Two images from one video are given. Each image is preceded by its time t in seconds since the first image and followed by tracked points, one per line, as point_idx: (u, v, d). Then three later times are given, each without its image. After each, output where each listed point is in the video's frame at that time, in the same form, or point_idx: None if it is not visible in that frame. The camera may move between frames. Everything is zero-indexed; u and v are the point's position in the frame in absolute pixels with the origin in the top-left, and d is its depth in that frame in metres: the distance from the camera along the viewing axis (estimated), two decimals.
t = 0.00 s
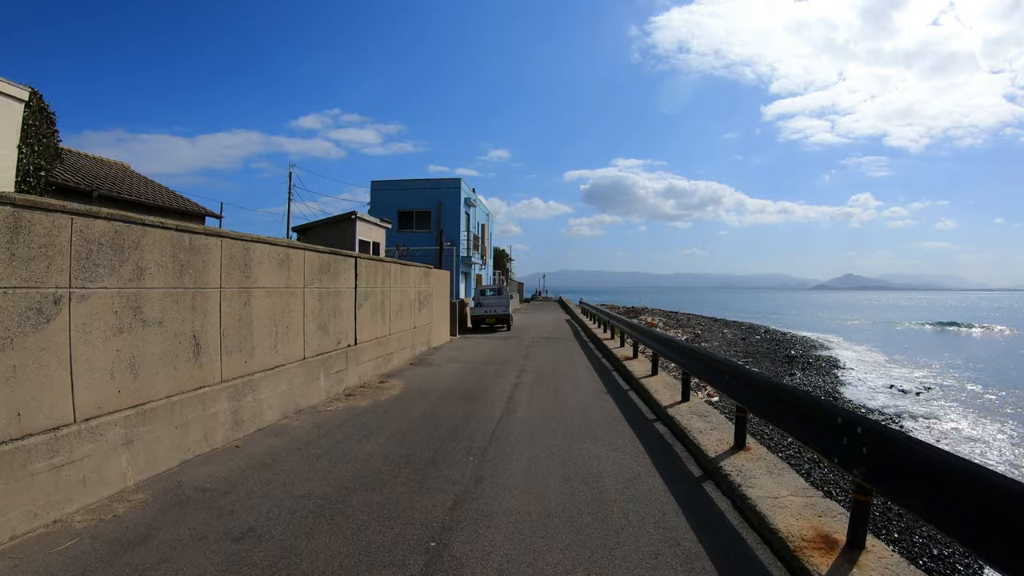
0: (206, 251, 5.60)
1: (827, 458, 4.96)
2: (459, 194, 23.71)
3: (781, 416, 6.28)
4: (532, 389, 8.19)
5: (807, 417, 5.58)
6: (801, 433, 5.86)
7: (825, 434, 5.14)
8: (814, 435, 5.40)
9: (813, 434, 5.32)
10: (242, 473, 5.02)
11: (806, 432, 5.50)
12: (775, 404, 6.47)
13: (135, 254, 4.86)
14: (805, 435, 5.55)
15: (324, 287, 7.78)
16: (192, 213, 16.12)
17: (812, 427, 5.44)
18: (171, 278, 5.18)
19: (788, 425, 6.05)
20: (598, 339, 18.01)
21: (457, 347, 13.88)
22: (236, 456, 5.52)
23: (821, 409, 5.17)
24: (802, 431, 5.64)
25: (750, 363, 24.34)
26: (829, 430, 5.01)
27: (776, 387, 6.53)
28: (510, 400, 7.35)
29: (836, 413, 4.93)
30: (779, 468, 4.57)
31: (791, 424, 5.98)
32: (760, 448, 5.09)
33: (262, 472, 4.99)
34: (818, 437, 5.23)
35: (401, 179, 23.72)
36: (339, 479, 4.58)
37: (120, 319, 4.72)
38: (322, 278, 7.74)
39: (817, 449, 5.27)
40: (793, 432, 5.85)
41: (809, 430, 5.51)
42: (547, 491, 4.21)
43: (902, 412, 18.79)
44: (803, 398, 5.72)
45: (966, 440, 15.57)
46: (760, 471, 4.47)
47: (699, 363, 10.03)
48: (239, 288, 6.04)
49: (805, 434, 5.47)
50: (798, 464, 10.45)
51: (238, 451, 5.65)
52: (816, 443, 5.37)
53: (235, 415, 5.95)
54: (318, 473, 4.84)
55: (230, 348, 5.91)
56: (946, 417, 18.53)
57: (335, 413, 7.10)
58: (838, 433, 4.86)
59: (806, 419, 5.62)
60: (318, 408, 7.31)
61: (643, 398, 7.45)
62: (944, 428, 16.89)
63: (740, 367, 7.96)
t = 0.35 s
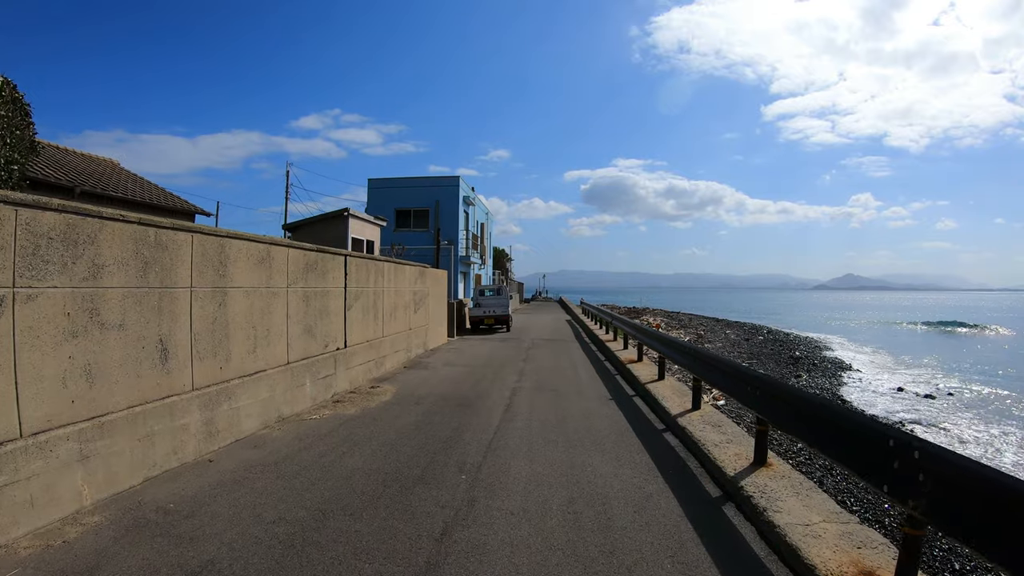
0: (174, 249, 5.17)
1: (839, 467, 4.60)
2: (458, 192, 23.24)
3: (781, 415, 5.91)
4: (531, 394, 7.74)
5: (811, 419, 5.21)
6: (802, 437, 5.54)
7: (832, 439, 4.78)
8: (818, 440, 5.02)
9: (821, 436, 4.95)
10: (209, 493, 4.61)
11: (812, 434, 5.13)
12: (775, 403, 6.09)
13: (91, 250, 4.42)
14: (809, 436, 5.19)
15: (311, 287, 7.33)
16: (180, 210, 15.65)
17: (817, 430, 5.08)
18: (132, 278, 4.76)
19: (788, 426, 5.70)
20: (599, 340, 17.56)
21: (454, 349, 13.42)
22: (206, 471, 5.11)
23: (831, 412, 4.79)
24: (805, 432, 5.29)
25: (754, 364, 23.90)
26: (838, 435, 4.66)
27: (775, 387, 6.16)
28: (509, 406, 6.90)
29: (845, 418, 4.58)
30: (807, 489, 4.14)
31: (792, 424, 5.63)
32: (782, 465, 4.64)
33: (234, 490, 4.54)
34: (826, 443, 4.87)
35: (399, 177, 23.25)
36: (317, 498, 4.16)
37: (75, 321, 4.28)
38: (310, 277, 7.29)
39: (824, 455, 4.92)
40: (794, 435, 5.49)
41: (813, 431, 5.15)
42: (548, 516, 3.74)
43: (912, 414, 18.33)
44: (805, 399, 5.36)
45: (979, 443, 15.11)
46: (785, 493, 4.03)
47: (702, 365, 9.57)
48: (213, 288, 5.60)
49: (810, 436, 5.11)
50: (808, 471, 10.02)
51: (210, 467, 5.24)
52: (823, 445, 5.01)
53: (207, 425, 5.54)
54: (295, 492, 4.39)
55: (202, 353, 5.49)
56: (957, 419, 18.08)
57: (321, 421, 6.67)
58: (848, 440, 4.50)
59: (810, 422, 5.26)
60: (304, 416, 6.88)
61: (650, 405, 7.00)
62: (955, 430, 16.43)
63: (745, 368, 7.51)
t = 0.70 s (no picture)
0: (138, 248, 4.79)
1: (871, 490, 4.27)
2: (457, 191, 22.79)
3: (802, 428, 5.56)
4: (532, 402, 7.29)
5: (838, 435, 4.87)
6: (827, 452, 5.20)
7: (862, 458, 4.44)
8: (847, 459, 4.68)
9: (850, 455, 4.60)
10: (172, 518, 4.24)
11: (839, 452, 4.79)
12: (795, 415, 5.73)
13: (43, 247, 4.00)
14: (837, 454, 4.84)
15: (298, 288, 6.91)
16: (172, 209, 15.25)
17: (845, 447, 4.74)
18: (89, 280, 4.37)
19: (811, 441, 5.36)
20: (602, 342, 17.07)
21: (452, 352, 12.99)
22: (172, 491, 4.76)
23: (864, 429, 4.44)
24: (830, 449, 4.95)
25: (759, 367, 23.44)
26: (871, 455, 4.37)
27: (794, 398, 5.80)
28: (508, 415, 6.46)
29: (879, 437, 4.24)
30: (840, 518, 3.68)
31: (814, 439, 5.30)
32: (809, 486, 4.18)
33: (201, 516, 4.12)
34: (856, 462, 4.53)
35: (397, 175, 22.81)
36: (290, 528, 3.73)
37: (22, 328, 3.86)
38: (296, 277, 6.86)
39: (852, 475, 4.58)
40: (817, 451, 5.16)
41: (841, 448, 4.81)
42: (549, 549, 3.29)
43: (923, 418, 17.86)
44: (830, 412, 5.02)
45: (995, 448, 14.64)
46: (816, 522, 3.57)
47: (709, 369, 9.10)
48: (184, 290, 5.22)
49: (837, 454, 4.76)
50: (822, 481, 9.56)
51: (177, 486, 4.90)
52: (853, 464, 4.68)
53: (176, 440, 5.18)
54: (268, 518, 3.97)
55: (170, 361, 5.13)
56: (970, 423, 17.60)
57: (307, 431, 6.26)
58: (884, 461, 4.16)
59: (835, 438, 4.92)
60: (289, 425, 6.47)
61: (659, 415, 6.53)
62: (970, 435, 15.95)
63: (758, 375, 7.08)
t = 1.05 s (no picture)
0: (92, 241, 4.37)
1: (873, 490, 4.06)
2: (456, 189, 22.33)
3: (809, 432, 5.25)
4: (530, 405, 6.85)
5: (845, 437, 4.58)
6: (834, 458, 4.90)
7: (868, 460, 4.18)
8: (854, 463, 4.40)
9: (854, 456, 4.34)
10: (120, 541, 3.79)
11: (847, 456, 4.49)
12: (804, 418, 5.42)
13: None
14: (841, 456, 4.57)
15: (279, 287, 6.46)
16: (159, 206, 14.81)
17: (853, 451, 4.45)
18: (34, 276, 3.93)
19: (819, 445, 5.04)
20: (604, 343, 16.57)
21: (448, 353, 12.54)
22: (128, 509, 4.33)
23: (869, 430, 4.18)
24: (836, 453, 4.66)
25: (765, 368, 22.97)
26: (871, 454, 4.15)
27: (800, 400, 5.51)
28: (503, 422, 6.02)
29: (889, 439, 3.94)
30: (875, 547, 3.23)
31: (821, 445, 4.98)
32: (835, 508, 3.75)
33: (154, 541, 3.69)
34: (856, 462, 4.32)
35: (395, 173, 22.35)
36: (248, 557, 3.31)
37: None
38: (277, 275, 6.44)
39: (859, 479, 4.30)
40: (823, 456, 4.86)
41: (845, 450, 4.53)
42: None
43: (936, 422, 17.34)
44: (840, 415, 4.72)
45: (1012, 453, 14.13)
46: (849, 552, 3.12)
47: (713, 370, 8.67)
48: (146, 288, 4.82)
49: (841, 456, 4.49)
50: (834, 489, 9.12)
51: (136, 504, 4.47)
52: (859, 468, 4.40)
53: (137, 451, 4.77)
54: (226, 545, 3.53)
55: (130, 364, 4.71)
56: (984, 427, 17.09)
57: (285, 440, 5.82)
58: (892, 463, 3.90)
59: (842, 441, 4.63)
60: (267, 434, 6.05)
61: (663, 421, 6.13)
62: (984, 440, 15.44)
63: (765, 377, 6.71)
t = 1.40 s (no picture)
0: (39, 236, 3.93)
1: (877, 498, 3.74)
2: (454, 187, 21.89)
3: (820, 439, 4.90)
4: (527, 413, 6.40)
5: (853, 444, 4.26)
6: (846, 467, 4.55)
7: (875, 466, 3.87)
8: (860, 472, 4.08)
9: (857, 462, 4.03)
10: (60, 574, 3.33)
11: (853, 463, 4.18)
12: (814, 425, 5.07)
13: None
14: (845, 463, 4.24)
15: (257, 288, 6.02)
16: (147, 204, 14.37)
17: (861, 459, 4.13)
18: None
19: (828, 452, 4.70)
20: (606, 345, 16.13)
21: (445, 355, 12.08)
22: (78, 534, 3.88)
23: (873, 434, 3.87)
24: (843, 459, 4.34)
25: (770, 370, 22.51)
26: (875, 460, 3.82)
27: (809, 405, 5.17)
28: (498, 432, 5.57)
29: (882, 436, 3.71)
30: None
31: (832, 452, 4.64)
32: (871, 540, 3.30)
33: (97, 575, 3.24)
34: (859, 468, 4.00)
35: (392, 171, 21.91)
36: None
37: None
38: (255, 274, 6.00)
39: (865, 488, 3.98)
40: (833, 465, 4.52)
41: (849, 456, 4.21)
42: None
43: (948, 426, 16.87)
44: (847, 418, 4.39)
45: None
46: None
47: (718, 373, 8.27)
48: (101, 289, 4.40)
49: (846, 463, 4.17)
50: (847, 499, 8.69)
51: (88, 527, 4.03)
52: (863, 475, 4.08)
53: (91, 468, 4.34)
54: None
55: (84, 372, 4.29)
56: (998, 431, 16.63)
57: (261, 453, 5.40)
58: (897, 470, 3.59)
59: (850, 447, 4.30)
60: (241, 447, 5.65)
61: (670, 433, 5.70)
62: (999, 444, 14.98)
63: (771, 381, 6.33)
